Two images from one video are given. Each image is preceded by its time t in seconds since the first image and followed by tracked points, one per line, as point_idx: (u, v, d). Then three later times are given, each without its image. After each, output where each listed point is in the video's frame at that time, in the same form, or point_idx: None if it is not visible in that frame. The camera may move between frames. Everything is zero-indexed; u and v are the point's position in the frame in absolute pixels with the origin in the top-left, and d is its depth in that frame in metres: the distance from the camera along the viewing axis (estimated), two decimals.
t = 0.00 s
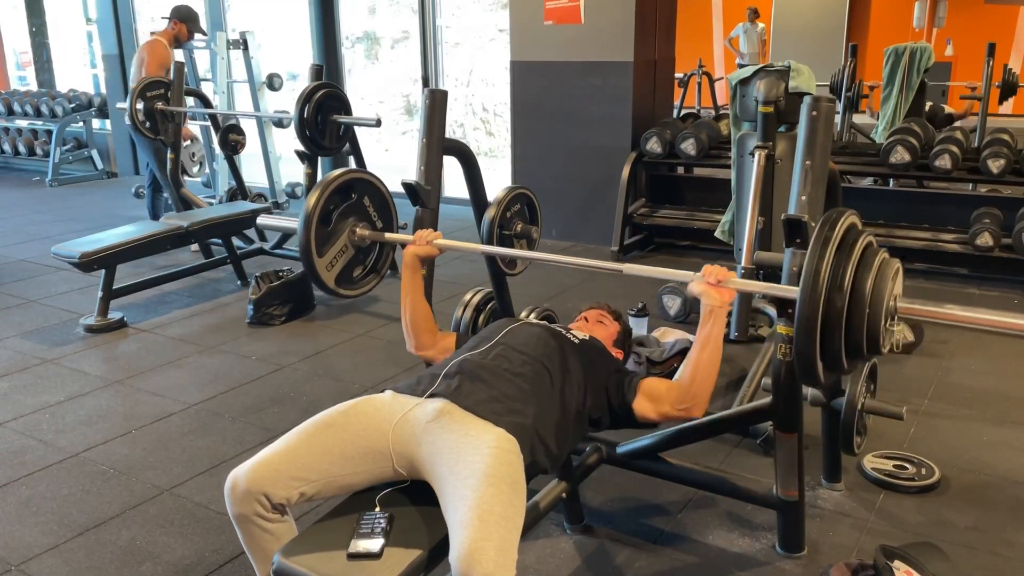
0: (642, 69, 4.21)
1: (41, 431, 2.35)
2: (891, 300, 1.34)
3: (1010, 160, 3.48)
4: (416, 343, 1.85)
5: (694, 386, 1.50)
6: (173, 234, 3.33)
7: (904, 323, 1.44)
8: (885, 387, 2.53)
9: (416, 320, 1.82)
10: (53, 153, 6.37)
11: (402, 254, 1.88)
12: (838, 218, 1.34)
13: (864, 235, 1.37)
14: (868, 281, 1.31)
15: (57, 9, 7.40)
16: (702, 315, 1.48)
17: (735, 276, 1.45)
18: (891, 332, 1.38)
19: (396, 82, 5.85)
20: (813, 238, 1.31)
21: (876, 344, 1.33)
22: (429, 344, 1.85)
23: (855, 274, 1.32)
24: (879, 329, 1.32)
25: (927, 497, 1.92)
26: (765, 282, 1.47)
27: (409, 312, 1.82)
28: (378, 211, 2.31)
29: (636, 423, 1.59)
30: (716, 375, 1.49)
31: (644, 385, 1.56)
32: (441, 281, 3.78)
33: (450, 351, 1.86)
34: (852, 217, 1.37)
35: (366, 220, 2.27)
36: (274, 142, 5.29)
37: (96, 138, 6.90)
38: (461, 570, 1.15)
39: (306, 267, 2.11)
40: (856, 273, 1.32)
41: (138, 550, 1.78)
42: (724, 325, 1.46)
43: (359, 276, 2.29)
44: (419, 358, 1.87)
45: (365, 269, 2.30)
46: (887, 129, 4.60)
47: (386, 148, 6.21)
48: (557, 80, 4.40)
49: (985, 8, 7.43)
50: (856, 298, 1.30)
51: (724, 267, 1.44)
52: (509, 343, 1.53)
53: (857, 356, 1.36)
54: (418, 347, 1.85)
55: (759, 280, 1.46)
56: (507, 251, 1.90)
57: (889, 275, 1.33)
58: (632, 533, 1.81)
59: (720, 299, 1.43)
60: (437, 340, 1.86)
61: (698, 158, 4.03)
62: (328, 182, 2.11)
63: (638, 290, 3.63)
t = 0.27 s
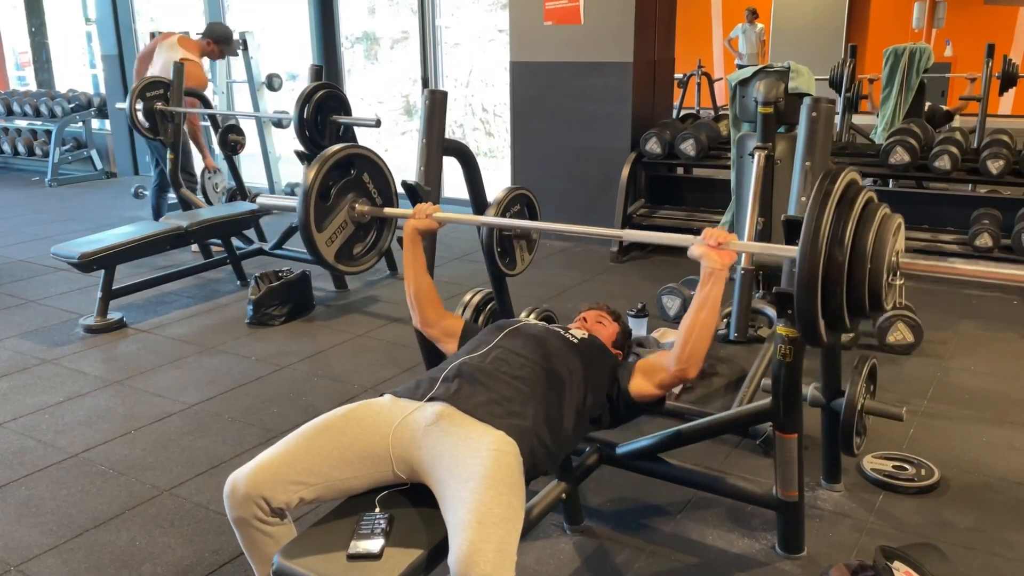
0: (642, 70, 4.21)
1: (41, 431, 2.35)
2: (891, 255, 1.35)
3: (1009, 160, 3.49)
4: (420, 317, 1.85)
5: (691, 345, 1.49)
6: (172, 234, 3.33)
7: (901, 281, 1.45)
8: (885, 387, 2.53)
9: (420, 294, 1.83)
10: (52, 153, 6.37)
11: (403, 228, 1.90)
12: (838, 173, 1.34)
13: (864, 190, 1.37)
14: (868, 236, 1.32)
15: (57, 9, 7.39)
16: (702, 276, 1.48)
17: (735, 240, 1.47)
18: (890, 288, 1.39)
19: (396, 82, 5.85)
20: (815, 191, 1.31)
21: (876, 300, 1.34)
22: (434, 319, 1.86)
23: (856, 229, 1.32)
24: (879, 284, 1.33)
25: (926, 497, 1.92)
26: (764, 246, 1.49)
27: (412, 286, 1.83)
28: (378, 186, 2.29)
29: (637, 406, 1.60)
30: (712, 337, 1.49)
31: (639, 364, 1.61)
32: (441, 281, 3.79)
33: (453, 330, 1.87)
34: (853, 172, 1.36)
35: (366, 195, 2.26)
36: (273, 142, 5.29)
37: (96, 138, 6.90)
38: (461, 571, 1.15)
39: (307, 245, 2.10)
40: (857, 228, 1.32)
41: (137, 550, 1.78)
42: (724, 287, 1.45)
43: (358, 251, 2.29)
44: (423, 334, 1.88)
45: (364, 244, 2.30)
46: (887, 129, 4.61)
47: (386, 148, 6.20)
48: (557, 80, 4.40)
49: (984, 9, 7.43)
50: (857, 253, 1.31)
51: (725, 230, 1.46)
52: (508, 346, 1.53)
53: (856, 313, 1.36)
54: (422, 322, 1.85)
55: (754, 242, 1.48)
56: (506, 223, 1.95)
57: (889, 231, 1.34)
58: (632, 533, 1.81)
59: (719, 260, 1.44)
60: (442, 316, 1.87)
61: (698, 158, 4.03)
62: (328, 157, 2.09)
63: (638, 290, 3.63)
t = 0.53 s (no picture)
0: (641, 70, 4.22)
1: (39, 431, 2.35)
2: (887, 216, 1.36)
3: (1009, 160, 3.49)
4: (429, 287, 1.85)
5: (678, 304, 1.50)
6: (171, 234, 3.32)
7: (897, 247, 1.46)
8: (884, 387, 2.53)
9: (427, 263, 1.86)
10: (51, 153, 6.37)
11: (399, 200, 1.93)
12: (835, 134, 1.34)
13: (859, 152, 1.37)
14: (864, 197, 1.32)
15: (56, 9, 7.39)
16: (695, 240, 1.49)
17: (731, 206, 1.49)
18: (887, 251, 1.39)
19: (396, 82, 5.85)
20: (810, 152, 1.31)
21: (873, 261, 1.34)
22: (442, 286, 1.84)
23: (852, 190, 1.33)
24: (875, 245, 1.33)
25: (925, 497, 1.92)
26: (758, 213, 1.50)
27: (417, 257, 1.87)
28: (373, 160, 2.31)
29: (628, 390, 1.58)
30: (698, 300, 1.50)
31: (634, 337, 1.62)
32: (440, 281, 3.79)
33: (463, 299, 1.86)
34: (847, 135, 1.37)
35: (361, 168, 2.26)
36: (273, 142, 5.29)
37: (95, 138, 6.90)
38: (461, 571, 1.15)
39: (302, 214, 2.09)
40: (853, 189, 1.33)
41: (136, 550, 1.78)
42: (716, 252, 1.47)
43: (354, 225, 2.28)
44: (432, 307, 1.86)
45: (361, 219, 2.29)
46: (886, 129, 4.61)
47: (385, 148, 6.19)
48: (556, 80, 4.40)
49: (984, 9, 7.43)
50: (853, 213, 1.31)
51: (722, 196, 1.47)
52: (505, 345, 1.53)
53: (853, 275, 1.37)
54: (432, 291, 1.85)
55: (749, 208, 1.51)
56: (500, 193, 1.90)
57: (885, 193, 1.35)
58: (631, 533, 1.81)
59: (715, 226, 1.46)
60: (449, 284, 1.86)
61: (697, 158, 4.03)
62: (323, 125, 2.11)
63: (637, 290, 3.63)
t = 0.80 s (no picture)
0: (640, 70, 4.22)
1: (39, 431, 2.35)
2: (884, 222, 1.35)
3: (1008, 161, 3.49)
4: (427, 289, 1.82)
5: (679, 308, 1.50)
6: (171, 234, 3.32)
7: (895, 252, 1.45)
8: (883, 387, 2.53)
9: (424, 265, 1.83)
10: (50, 153, 6.36)
11: (397, 202, 1.91)
12: (833, 139, 1.33)
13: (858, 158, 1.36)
14: (862, 203, 1.32)
15: (55, 9, 7.39)
16: (693, 245, 1.49)
17: (729, 210, 1.49)
18: (884, 257, 1.38)
19: (395, 82, 5.85)
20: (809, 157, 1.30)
21: (869, 268, 1.34)
22: (439, 289, 1.82)
23: (850, 196, 1.32)
24: (872, 252, 1.32)
25: (925, 497, 1.92)
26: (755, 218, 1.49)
27: (415, 258, 1.85)
28: (371, 160, 2.31)
29: (629, 393, 1.58)
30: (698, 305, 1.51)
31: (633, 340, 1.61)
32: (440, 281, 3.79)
33: (460, 300, 1.83)
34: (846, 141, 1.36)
35: (360, 169, 2.26)
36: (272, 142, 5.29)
37: (94, 138, 6.89)
38: (463, 569, 1.15)
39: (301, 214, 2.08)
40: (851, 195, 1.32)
41: (136, 550, 1.78)
42: (715, 257, 1.47)
43: (353, 226, 2.28)
44: (430, 308, 1.84)
45: (359, 219, 2.29)
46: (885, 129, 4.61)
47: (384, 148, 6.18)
48: (556, 80, 4.40)
49: (983, 9, 7.43)
50: (850, 219, 1.30)
51: (720, 201, 1.47)
52: (506, 346, 1.54)
53: (849, 281, 1.36)
54: (430, 293, 1.82)
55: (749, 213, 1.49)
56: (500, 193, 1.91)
57: (882, 199, 1.34)
58: (630, 533, 1.81)
59: (713, 230, 1.46)
60: (447, 286, 1.84)
61: (697, 158, 4.03)
62: (323, 125, 2.10)
63: (637, 290, 3.63)
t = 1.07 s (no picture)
0: (639, 70, 4.22)
1: (37, 431, 2.35)
2: (882, 258, 1.37)
3: (1007, 161, 3.50)
4: (414, 316, 1.84)
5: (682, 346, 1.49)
6: (170, 234, 3.32)
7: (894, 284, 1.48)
8: (882, 387, 2.53)
9: (413, 292, 1.82)
10: (49, 153, 6.36)
11: (393, 225, 1.86)
12: (830, 175, 1.36)
13: (855, 193, 1.39)
14: (858, 239, 1.34)
15: (53, 9, 7.39)
16: (693, 276, 1.49)
17: (727, 241, 1.48)
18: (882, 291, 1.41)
19: (394, 82, 5.85)
20: (805, 195, 1.34)
21: (866, 304, 1.36)
22: (428, 317, 1.85)
23: (847, 232, 1.35)
24: (869, 288, 1.35)
25: (924, 497, 1.92)
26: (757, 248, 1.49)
27: (403, 283, 1.82)
28: (368, 182, 2.29)
29: (626, 405, 1.61)
30: (702, 340, 1.50)
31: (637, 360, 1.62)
32: (439, 282, 3.79)
33: (449, 328, 1.87)
34: (843, 175, 1.39)
35: (357, 191, 2.25)
36: (271, 141, 5.29)
37: (93, 138, 6.89)
38: (459, 571, 1.15)
39: (297, 240, 2.09)
40: (847, 231, 1.35)
41: (135, 550, 1.78)
42: (714, 289, 1.47)
43: (349, 247, 2.29)
44: (418, 333, 1.86)
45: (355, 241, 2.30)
46: (884, 129, 4.61)
47: (383, 148, 6.15)
48: (555, 80, 4.40)
49: (983, 9, 7.43)
50: (847, 256, 1.33)
51: (717, 232, 1.47)
52: (505, 347, 1.53)
53: (847, 315, 1.39)
54: (417, 321, 1.84)
55: (749, 245, 1.48)
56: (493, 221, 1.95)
57: (880, 235, 1.36)
58: (629, 533, 1.81)
59: (710, 262, 1.45)
60: (435, 314, 1.86)
61: (696, 158, 4.03)
62: (320, 151, 2.06)
63: (636, 291, 3.63)
